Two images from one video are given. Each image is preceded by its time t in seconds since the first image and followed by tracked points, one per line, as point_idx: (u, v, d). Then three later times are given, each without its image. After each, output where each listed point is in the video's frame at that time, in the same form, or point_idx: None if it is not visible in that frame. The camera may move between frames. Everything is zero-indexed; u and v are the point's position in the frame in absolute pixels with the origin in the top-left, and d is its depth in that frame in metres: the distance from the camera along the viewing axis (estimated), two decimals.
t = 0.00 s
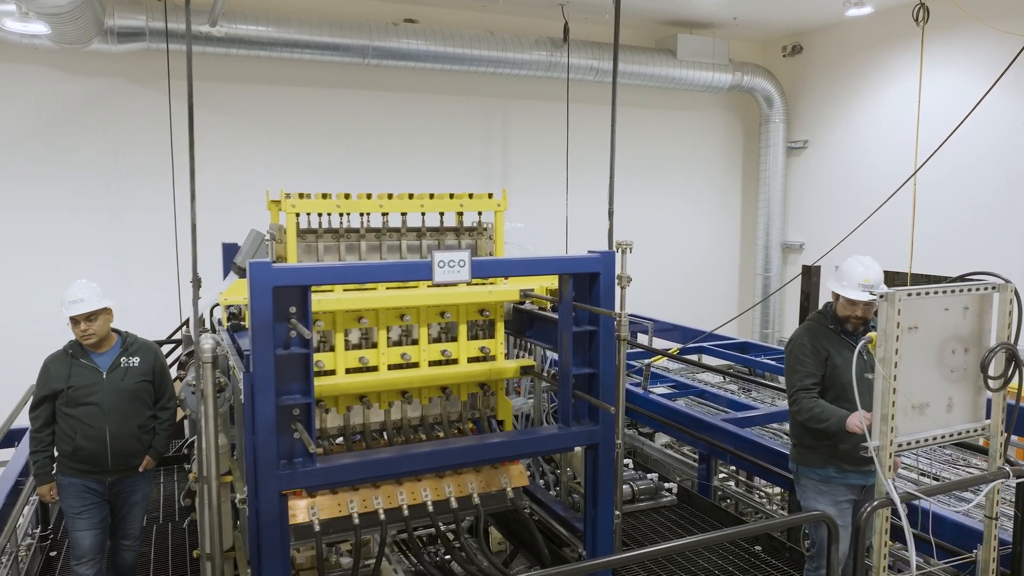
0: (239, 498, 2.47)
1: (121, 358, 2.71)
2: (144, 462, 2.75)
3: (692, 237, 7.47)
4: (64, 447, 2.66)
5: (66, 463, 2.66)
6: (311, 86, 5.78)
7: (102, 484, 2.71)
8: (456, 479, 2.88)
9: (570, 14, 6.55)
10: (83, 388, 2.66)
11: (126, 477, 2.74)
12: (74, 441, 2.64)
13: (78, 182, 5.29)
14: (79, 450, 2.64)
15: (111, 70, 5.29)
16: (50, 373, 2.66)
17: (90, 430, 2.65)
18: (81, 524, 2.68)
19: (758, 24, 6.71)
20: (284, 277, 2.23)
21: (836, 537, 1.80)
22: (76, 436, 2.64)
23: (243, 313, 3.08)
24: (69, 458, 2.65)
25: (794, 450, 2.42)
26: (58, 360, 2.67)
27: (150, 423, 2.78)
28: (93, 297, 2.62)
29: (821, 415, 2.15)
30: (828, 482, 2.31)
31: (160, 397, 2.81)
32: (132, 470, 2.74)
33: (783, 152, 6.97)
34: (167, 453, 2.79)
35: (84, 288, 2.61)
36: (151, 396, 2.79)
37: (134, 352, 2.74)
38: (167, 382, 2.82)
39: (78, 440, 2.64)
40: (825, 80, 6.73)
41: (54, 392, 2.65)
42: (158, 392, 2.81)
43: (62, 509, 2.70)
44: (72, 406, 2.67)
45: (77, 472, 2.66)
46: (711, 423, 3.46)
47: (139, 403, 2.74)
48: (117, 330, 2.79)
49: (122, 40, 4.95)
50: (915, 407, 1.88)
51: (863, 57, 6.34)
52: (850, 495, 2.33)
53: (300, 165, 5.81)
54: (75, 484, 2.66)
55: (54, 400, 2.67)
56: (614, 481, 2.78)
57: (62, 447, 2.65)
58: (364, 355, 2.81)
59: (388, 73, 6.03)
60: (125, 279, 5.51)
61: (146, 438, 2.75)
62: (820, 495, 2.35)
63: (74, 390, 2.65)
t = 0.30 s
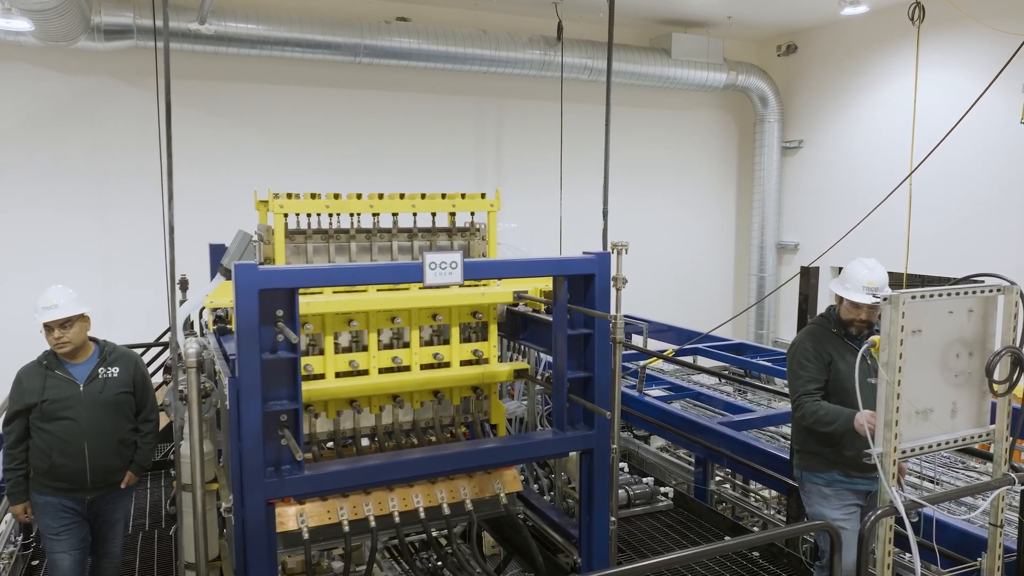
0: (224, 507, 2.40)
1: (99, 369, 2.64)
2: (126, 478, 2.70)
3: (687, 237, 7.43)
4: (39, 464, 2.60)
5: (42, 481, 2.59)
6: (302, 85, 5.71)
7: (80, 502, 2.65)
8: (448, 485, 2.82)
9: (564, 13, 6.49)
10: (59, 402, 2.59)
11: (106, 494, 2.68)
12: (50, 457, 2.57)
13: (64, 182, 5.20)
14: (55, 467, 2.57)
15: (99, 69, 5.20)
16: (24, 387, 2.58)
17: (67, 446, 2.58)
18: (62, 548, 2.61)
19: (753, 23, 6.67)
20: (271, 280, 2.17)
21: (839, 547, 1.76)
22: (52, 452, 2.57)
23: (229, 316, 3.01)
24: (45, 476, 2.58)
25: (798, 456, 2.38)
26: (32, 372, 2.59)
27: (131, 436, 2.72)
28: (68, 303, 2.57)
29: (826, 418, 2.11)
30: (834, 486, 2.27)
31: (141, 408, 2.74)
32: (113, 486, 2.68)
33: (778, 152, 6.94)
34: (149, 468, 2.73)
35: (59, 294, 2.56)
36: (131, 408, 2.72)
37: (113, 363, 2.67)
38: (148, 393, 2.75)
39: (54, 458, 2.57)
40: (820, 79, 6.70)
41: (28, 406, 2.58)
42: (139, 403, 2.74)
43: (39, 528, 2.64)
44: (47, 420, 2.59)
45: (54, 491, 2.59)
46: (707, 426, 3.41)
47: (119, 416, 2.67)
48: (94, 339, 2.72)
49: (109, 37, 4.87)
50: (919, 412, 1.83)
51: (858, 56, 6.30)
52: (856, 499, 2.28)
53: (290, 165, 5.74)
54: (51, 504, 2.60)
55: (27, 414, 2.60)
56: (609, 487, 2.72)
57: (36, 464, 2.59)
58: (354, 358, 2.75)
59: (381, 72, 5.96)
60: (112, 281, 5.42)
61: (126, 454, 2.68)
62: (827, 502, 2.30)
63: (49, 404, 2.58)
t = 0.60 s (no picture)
0: (209, 516, 2.33)
1: (73, 377, 2.58)
2: (101, 493, 2.62)
3: (681, 238, 7.39)
4: (9, 478, 2.54)
5: (12, 496, 2.54)
6: (293, 84, 5.64)
7: (51, 519, 2.58)
8: (440, 491, 2.75)
9: (558, 11, 6.44)
10: (30, 412, 2.53)
11: (78, 510, 2.61)
12: (21, 470, 2.52)
13: (51, 182, 5.11)
14: (25, 480, 2.51)
15: (86, 67, 5.12)
16: None
17: (38, 458, 2.52)
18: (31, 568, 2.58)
19: (748, 22, 6.63)
20: (257, 282, 2.10)
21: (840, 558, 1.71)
22: (22, 465, 2.52)
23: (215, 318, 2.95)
24: (15, 490, 2.53)
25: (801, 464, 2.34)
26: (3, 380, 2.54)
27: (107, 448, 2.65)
28: (42, 306, 2.50)
29: (829, 421, 2.07)
30: (839, 495, 2.22)
31: (118, 419, 2.68)
32: (87, 502, 2.61)
33: (772, 152, 6.91)
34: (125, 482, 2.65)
35: (32, 296, 2.51)
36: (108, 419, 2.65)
37: (88, 371, 2.60)
38: (125, 403, 2.68)
39: (24, 471, 2.51)
40: (815, 78, 6.67)
41: None
42: (116, 414, 2.67)
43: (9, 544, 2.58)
44: (18, 431, 2.54)
45: (24, 507, 2.54)
46: (704, 430, 3.36)
47: (94, 426, 2.61)
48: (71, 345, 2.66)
49: (96, 35, 4.79)
50: (923, 418, 1.78)
51: (853, 55, 6.28)
52: (862, 508, 2.23)
53: (282, 165, 5.67)
54: (21, 520, 2.54)
55: None
56: (605, 493, 2.67)
57: (6, 477, 2.53)
58: (344, 362, 2.69)
59: (373, 70, 5.90)
60: (100, 283, 5.34)
61: (100, 467, 2.61)
62: (830, 511, 2.25)
63: (20, 414, 2.52)
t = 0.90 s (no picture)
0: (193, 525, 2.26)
1: (49, 389, 2.52)
2: (76, 508, 2.57)
3: (676, 238, 7.35)
4: None
5: None
6: (284, 83, 5.57)
7: (22, 538, 2.52)
8: (433, 497, 2.68)
9: (552, 9, 6.39)
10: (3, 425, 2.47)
11: (51, 528, 2.55)
12: None
13: (37, 182, 5.03)
14: None
15: (72, 65, 5.03)
16: None
17: (10, 474, 2.47)
18: None
19: (743, 21, 6.59)
20: (242, 285, 2.04)
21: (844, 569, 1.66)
22: None
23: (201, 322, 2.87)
24: None
25: (802, 471, 2.32)
26: None
27: (84, 461, 2.61)
28: (17, 313, 2.44)
29: (829, 427, 2.07)
30: (843, 504, 2.20)
31: (96, 431, 2.64)
32: (61, 518, 2.56)
33: (767, 152, 6.87)
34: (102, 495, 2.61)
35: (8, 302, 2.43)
36: (84, 431, 2.61)
37: (64, 382, 2.55)
38: (103, 414, 2.65)
39: None
40: (810, 78, 6.64)
41: None
42: (94, 425, 2.63)
43: None
44: None
45: None
46: (700, 433, 3.31)
47: (70, 439, 2.57)
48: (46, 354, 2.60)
49: (82, 32, 4.69)
50: (927, 424, 1.74)
51: (849, 54, 6.24)
52: (864, 518, 2.22)
53: (273, 165, 5.60)
54: None
55: None
56: (601, 499, 2.61)
57: None
58: (334, 366, 2.62)
59: (364, 69, 5.83)
60: (86, 284, 5.25)
61: (77, 481, 2.57)
62: (832, 520, 2.23)
63: None
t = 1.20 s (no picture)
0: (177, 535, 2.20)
1: (25, 401, 2.46)
2: (52, 524, 2.52)
3: (671, 238, 7.30)
4: None
5: None
6: (275, 82, 5.51)
7: None
8: (425, 504, 2.62)
9: (546, 8, 6.33)
10: None
11: (26, 546, 2.49)
12: None
13: (23, 182, 4.94)
14: None
15: (60, 63, 4.94)
16: None
17: None
18: None
19: (738, 20, 6.56)
20: (226, 288, 1.98)
21: None
22: None
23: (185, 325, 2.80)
24: None
25: (805, 479, 2.29)
26: None
27: (62, 474, 2.55)
28: None
29: (831, 433, 2.03)
30: (847, 513, 2.16)
31: (76, 444, 2.58)
32: (37, 535, 2.50)
33: (762, 152, 6.84)
34: (81, 511, 2.54)
35: None
36: (63, 444, 2.55)
37: (43, 394, 2.49)
38: (83, 427, 2.58)
39: None
40: (806, 77, 6.61)
41: None
42: (73, 438, 2.57)
43: None
44: None
45: None
46: (697, 437, 3.26)
47: (48, 452, 2.51)
48: (24, 363, 2.55)
49: (68, 30, 4.61)
50: (933, 431, 1.68)
51: (844, 54, 6.21)
52: (868, 527, 2.19)
53: (264, 165, 5.53)
54: None
55: None
56: (597, 506, 2.56)
57: None
58: (323, 370, 2.56)
59: (356, 68, 5.76)
60: (73, 286, 5.16)
61: (54, 497, 2.51)
62: (836, 530, 2.20)
63: None
